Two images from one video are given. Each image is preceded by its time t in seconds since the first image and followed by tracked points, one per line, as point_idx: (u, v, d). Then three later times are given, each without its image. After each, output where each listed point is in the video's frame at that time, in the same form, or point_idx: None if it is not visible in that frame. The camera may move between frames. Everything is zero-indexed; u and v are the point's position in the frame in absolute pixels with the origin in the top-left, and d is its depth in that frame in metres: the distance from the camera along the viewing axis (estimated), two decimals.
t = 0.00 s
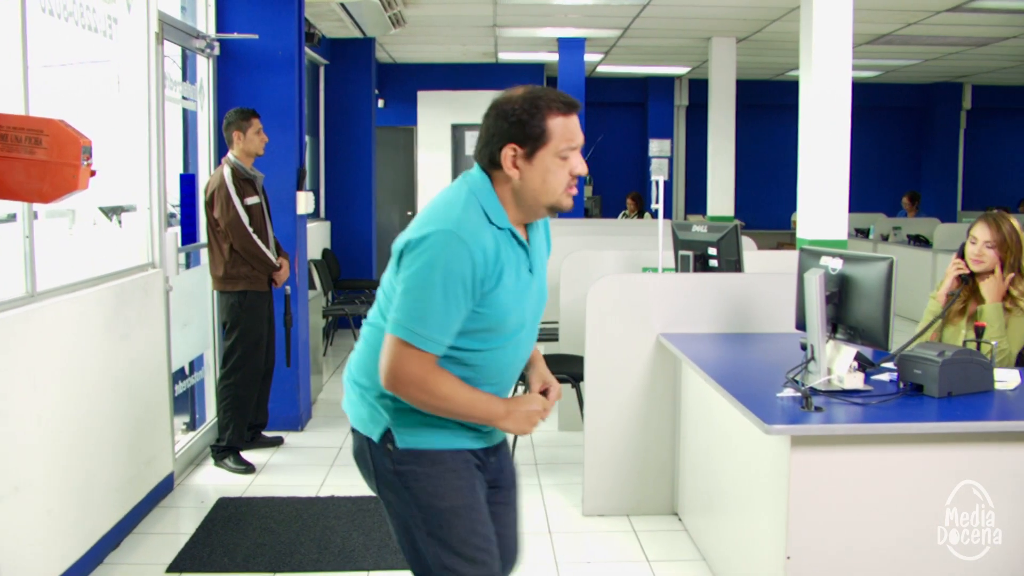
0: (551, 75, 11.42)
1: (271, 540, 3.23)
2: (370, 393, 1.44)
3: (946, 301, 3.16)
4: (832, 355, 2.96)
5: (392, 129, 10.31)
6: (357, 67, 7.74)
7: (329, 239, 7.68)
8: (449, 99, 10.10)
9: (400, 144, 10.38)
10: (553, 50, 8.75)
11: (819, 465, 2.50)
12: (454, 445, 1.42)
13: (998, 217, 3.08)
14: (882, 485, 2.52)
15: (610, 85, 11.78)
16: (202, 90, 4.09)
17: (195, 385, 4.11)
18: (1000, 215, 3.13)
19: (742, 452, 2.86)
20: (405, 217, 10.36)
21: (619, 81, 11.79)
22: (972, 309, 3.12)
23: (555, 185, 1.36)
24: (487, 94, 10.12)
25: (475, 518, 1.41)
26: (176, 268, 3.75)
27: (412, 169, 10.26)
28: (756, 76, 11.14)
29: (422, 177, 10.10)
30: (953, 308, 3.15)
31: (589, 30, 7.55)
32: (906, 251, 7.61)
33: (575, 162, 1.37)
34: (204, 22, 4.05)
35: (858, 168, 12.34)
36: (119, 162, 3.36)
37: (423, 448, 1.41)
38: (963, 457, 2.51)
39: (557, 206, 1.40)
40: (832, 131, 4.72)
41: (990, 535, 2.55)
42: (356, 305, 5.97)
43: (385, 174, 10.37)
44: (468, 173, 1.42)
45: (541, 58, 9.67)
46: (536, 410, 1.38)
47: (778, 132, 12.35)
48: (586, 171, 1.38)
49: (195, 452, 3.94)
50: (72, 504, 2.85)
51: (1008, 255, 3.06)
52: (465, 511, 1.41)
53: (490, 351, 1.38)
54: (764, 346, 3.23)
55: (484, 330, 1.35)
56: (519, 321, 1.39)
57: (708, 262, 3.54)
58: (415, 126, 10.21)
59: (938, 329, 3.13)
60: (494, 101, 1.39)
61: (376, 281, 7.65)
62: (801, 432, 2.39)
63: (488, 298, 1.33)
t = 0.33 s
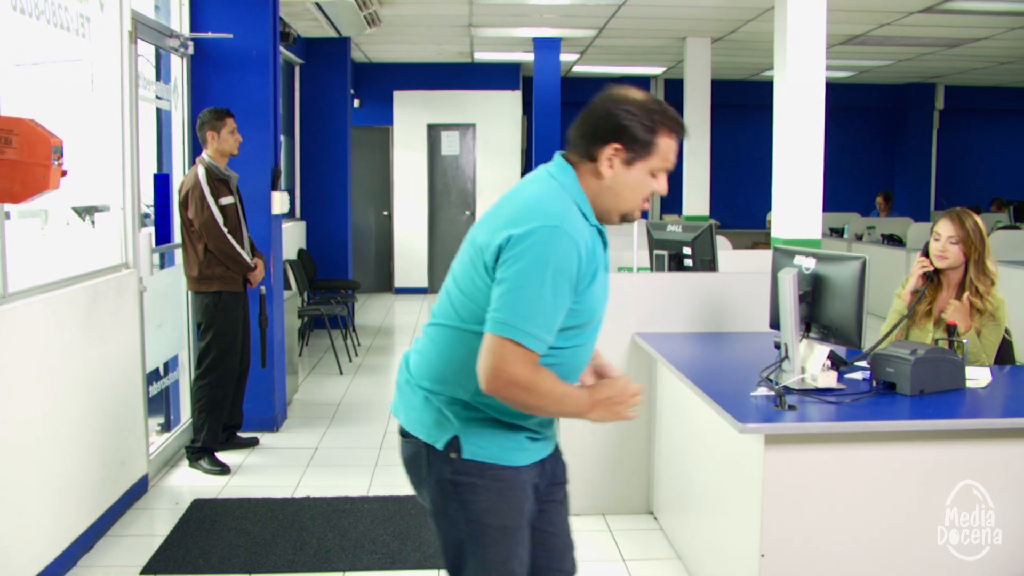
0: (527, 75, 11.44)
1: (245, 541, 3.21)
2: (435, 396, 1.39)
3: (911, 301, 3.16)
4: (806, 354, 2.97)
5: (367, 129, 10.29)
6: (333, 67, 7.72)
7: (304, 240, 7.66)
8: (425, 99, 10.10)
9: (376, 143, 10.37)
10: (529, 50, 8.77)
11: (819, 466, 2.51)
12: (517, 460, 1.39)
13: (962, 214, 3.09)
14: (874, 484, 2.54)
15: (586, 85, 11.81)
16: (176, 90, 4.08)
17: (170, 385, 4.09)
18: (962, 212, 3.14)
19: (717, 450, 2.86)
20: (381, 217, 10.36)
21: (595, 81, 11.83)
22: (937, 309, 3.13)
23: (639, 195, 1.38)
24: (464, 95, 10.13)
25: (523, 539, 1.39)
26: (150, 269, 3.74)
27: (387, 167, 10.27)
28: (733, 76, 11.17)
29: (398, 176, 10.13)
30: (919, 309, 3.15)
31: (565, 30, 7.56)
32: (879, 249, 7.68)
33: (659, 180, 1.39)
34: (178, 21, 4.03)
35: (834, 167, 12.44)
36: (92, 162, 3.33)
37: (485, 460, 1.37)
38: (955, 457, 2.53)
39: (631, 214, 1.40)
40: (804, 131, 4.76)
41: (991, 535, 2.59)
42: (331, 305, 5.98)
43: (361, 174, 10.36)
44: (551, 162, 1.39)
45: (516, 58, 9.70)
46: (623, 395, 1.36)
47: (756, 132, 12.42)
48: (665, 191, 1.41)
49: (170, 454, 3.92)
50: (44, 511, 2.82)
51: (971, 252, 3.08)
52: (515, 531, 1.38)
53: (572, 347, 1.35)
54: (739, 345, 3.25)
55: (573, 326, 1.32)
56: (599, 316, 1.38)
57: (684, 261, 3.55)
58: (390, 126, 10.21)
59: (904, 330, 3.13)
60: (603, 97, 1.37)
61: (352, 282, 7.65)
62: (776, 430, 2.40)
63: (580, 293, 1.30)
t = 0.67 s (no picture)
0: (509, 75, 11.45)
1: (225, 543, 3.20)
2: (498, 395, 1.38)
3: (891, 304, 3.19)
4: (785, 354, 2.97)
5: (348, 129, 10.26)
6: (314, 67, 7.71)
7: (285, 240, 7.63)
8: (406, 99, 10.10)
9: (357, 143, 10.33)
10: (511, 50, 8.77)
11: (819, 467, 2.52)
12: (583, 446, 1.39)
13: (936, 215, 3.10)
14: (868, 484, 2.54)
15: (568, 85, 11.83)
16: (156, 90, 4.06)
17: (150, 387, 4.06)
18: (937, 213, 3.14)
19: (699, 450, 2.86)
20: (363, 217, 10.34)
21: (577, 81, 11.84)
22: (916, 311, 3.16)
23: (711, 216, 1.34)
24: (446, 95, 10.12)
25: (611, 513, 1.39)
26: (130, 269, 3.74)
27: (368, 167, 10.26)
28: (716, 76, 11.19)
29: (379, 176, 10.12)
30: (899, 311, 3.18)
31: (546, 30, 7.55)
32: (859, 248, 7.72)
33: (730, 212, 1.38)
34: (157, 20, 4.01)
35: (816, 168, 12.50)
36: (70, 162, 3.30)
37: (557, 449, 1.37)
38: (947, 455, 2.55)
39: (697, 235, 1.37)
40: (782, 131, 4.79)
41: (991, 536, 2.63)
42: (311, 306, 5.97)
43: (343, 175, 10.34)
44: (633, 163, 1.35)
45: (497, 59, 9.70)
46: (730, 360, 1.34)
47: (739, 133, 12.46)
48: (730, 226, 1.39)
49: (150, 455, 3.90)
50: (23, 516, 2.79)
51: (947, 253, 3.08)
52: (602, 509, 1.38)
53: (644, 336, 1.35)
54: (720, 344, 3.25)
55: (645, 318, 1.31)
56: (667, 306, 1.37)
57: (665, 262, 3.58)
58: (372, 126, 10.19)
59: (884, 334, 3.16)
60: (708, 113, 1.36)
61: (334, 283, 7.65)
62: (757, 430, 2.40)
63: (651, 286, 1.29)
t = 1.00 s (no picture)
0: (494, 75, 11.45)
1: (210, 544, 3.19)
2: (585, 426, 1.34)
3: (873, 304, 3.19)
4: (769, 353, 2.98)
5: (333, 128, 10.23)
6: (300, 66, 7.70)
7: (270, 239, 7.61)
8: (391, 99, 10.09)
9: (342, 143, 10.31)
10: (496, 50, 8.77)
11: (814, 467, 2.52)
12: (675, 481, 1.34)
13: (917, 214, 3.11)
14: (860, 483, 2.54)
15: (554, 84, 11.84)
16: (141, 90, 4.06)
17: (135, 388, 4.05)
18: (917, 212, 3.16)
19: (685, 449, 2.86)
20: (348, 216, 10.32)
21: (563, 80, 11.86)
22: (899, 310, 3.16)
23: (798, 224, 1.30)
24: (431, 95, 10.12)
25: (697, 560, 1.33)
26: (115, 270, 3.73)
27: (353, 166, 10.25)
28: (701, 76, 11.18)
29: (364, 176, 10.11)
30: (881, 311, 3.18)
31: (531, 30, 7.56)
32: (844, 248, 7.74)
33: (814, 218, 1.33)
34: (143, 20, 4.01)
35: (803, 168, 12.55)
36: (55, 164, 3.29)
37: (649, 485, 1.32)
38: (939, 454, 2.56)
39: (781, 243, 1.33)
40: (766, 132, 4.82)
41: (991, 535, 2.64)
42: (296, 306, 5.97)
43: (328, 174, 10.32)
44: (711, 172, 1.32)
45: (482, 58, 9.70)
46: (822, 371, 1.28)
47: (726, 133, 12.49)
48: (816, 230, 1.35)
49: (135, 456, 3.89)
50: (9, 514, 2.80)
51: (929, 251, 3.09)
52: (687, 552, 1.32)
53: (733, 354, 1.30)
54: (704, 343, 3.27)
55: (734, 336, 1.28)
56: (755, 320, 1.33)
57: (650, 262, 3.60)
58: (357, 126, 10.18)
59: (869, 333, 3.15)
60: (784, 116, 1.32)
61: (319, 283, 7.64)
62: (742, 430, 2.41)
63: (740, 303, 1.26)
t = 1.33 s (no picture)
0: (483, 75, 11.47)
1: (199, 544, 3.18)
2: (679, 420, 1.25)
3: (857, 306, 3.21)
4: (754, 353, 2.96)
5: (321, 129, 10.24)
6: (289, 66, 7.70)
7: (258, 240, 7.60)
8: (379, 99, 10.10)
9: (331, 143, 10.31)
10: (485, 50, 8.77)
11: (806, 467, 2.45)
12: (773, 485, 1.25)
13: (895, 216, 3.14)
14: (855, 483, 2.46)
15: (544, 85, 11.85)
16: (129, 89, 4.04)
17: (122, 389, 4.04)
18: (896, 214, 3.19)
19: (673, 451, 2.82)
20: (337, 217, 10.32)
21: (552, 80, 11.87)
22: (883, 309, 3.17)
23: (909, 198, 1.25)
24: (420, 95, 10.12)
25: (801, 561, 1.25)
26: (102, 270, 3.72)
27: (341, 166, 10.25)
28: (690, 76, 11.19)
29: (353, 176, 10.12)
30: (866, 312, 3.20)
31: (520, 30, 7.55)
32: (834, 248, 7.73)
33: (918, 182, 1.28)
34: (130, 20, 4.00)
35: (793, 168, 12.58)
36: (41, 163, 3.27)
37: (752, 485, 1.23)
38: (936, 452, 2.45)
39: (894, 222, 1.27)
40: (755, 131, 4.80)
41: (991, 534, 2.52)
42: (284, 306, 5.97)
43: (317, 175, 10.33)
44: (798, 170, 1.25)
45: (471, 58, 9.71)
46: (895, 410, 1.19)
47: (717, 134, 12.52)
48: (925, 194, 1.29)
49: (122, 457, 3.88)
50: (2, 512, 2.82)
51: (908, 251, 3.11)
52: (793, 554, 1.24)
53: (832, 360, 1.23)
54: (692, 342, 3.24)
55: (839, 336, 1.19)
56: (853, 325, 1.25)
57: (637, 261, 3.58)
58: (345, 126, 10.19)
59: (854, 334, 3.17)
60: (846, 103, 1.27)
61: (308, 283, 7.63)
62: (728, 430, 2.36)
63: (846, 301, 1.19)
